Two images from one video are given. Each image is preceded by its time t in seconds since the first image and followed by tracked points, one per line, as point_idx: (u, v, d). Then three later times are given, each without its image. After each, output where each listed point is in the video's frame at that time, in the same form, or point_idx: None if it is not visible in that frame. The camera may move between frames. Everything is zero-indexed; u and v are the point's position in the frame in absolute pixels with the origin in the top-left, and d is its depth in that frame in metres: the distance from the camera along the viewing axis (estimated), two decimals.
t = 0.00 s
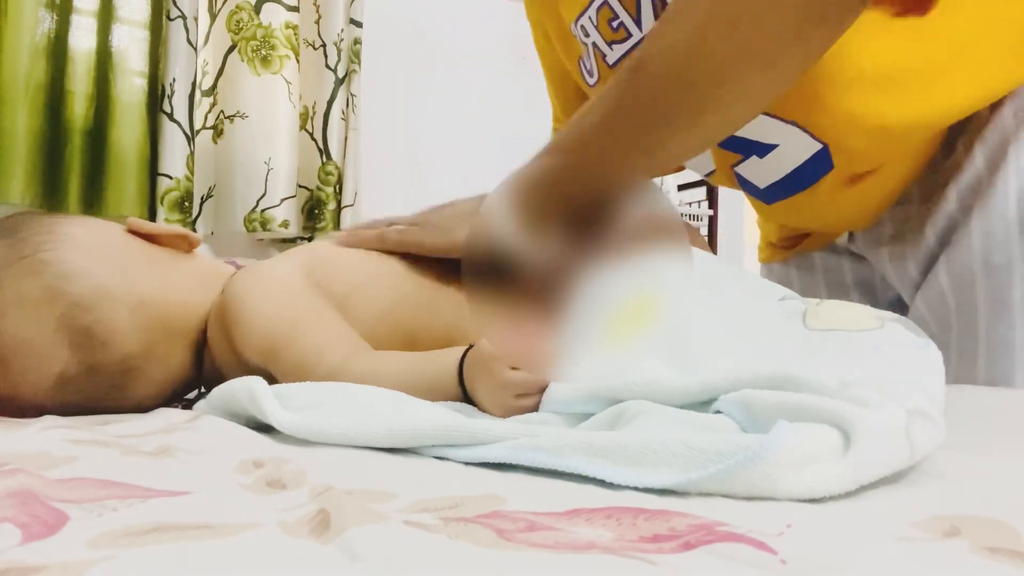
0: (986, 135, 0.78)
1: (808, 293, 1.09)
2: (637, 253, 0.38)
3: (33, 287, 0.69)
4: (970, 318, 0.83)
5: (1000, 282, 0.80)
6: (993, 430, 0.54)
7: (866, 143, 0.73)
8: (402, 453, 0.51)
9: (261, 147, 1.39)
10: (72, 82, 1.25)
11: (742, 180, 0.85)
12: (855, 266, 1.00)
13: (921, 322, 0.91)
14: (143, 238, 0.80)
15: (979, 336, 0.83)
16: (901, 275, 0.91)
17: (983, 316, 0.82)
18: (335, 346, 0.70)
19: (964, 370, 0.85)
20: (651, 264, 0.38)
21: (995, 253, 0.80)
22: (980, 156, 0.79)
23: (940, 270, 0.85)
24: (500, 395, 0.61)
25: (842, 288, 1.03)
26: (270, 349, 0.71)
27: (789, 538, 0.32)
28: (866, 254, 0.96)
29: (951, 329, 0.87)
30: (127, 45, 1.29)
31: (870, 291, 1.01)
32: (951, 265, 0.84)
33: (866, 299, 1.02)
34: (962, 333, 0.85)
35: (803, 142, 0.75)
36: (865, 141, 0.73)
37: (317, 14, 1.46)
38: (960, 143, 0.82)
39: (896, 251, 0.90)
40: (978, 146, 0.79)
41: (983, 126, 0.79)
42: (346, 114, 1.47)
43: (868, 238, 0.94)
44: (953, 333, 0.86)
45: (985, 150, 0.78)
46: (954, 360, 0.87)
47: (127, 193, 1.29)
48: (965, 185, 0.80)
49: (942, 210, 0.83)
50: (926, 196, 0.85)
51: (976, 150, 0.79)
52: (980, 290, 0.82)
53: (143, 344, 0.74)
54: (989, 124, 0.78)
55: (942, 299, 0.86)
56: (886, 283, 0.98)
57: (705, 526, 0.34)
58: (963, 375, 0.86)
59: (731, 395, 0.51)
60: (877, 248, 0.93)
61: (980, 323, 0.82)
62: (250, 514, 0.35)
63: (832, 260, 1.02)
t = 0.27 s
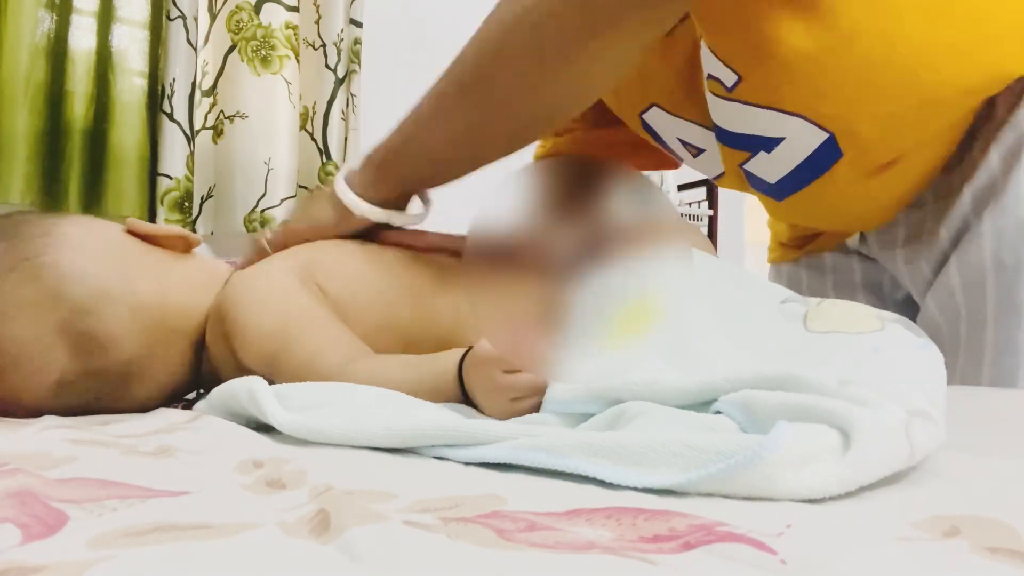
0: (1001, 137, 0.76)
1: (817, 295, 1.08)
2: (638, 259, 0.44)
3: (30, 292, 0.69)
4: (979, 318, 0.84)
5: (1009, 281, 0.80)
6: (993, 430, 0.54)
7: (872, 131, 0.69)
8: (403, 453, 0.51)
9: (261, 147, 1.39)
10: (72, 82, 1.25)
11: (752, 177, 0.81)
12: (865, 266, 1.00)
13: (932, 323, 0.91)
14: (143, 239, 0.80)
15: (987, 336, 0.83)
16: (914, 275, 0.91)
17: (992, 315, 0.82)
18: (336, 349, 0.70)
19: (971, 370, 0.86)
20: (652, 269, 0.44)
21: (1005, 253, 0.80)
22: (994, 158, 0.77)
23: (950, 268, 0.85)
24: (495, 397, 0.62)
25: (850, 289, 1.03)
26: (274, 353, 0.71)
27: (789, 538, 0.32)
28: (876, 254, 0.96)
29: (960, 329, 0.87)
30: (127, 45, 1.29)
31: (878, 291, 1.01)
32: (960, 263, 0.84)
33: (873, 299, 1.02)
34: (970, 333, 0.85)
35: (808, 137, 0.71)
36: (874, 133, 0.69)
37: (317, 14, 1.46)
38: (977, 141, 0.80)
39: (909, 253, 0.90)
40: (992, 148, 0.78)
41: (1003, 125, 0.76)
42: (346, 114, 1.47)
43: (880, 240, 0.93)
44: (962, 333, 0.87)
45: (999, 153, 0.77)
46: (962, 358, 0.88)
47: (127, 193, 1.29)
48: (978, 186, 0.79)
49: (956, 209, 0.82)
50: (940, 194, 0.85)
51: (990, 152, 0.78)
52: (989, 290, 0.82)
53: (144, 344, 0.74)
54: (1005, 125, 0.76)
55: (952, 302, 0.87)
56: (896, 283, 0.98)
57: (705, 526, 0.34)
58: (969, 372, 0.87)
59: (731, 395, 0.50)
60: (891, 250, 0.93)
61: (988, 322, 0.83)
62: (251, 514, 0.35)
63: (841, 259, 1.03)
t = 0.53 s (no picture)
0: (989, 136, 0.76)
1: (815, 294, 1.08)
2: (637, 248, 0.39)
3: (35, 284, 0.69)
4: (973, 319, 0.84)
5: (1001, 278, 0.80)
6: (990, 429, 0.55)
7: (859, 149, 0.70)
8: (404, 453, 0.51)
9: (260, 147, 1.39)
10: (72, 82, 1.25)
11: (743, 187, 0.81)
12: (862, 267, 1.01)
13: (928, 323, 0.91)
14: (141, 237, 0.80)
15: (981, 333, 0.84)
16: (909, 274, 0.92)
17: (985, 314, 0.82)
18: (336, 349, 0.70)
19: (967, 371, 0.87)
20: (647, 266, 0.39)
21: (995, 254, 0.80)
22: (982, 155, 0.77)
23: (943, 268, 0.85)
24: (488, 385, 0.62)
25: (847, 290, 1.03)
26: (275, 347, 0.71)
27: (789, 538, 0.32)
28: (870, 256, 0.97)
29: (955, 329, 0.87)
30: (127, 45, 1.29)
31: (876, 291, 1.01)
32: (954, 263, 0.84)
33: (872, 300, 1.02)
34: (965, 333, 0.86)
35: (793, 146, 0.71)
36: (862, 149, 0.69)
37: (317, 14, 1.46)
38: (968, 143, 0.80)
39: (902, 253, 0.90)
40: (981, 145, 0.77)
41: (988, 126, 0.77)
42: (346, 114, 1.47)
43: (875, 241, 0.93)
44: (957, 332, 0.87)
45: (988, 152, 0.77)
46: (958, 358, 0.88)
47: (127, 193, 1.29)
48: (970, 185, 0.79)
49: (948, 210, 0.82)
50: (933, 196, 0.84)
51: (979, 150, 0.78)
52: (981, 288, 0.82)
53: (147, 342, 0.74)
54: (992, 126, 0.76)
55: (946, 300, 0.87)
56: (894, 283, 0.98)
57: (705, 526, 0.34)
58: (966, 373, 0.87)
59: (727, 396, 0.51)
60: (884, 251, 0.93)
61: (982, 320, 0.83)
62: (251, 514, 0.35)
63: (838, 260, 1.03)
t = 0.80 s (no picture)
0: (987, 139, 0.77)
1: (815, 295, 1.07)
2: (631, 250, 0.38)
3: (40, 289, 0.68)
4: (971, 320, 0.84)
5: (999, 279, 0.80)
6: (990, 430, 0.55)
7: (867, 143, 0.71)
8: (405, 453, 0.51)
9: (261, 147, 1.39)
10: (72, 82, 1.25)
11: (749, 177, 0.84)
12: (862, 267, 1.01)
13: (926, 324, 0.91)
14: (146, 238, 0.80)
15: (980, 334, 0.84)
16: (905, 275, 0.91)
17: (983, 314, 0.83)
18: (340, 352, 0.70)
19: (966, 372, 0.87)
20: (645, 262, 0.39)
21: (993, 255, 0.80)
22: (982, 159, 0.78)
23: (941, 271, 0.85)
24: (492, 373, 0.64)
25: (846, 291, 1.03)
26: (283, 356, 0.71)
27: (789, 538, 0.33)
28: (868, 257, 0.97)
29: (953, 331, 0.87)
30: (127, 45, 1.29)
31: (875, 292, 1.01)
32: (951, 265, 0.84)
33: (871, 300, 1.02)
34: (964, 334, 0.86)
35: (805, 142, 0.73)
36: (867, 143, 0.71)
37: (317, 14, 1.46)
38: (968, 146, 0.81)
39: (900, 254, 0.90)
40: (981, 150, 0.78)
41: (988, 128, 0.78)
42: (345, 114, 1.47)
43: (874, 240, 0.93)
44: (954, 333, 0.87)
45: (986, 155, 0.78)
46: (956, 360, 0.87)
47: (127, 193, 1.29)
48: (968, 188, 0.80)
49: (947, 211, 0.82)
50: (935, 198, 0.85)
51: (978, 154, 0.78)
52: (979, 289, 0.82)
53: (149, 346, 0.74)
54: (991, 127, 0.77)
55: (943, 302, 0.87)
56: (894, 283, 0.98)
57: (705, 526, 0.34)
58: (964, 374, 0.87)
59: (727, 396, 0.51)
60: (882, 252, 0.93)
61: (981, 321, 0.83)
62: (251, 514, 0.35)
63: (837, 260, 1.03)
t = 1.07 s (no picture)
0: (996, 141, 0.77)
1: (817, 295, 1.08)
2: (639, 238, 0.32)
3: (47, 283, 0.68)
4: (975, 320, 0.84)
5: (1005, 279, 0.81)
6: (990, 430, 0.55)
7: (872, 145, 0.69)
8: (406, 452, 0.51)
9: (261, 147, 1.39)
10: (72, 82, 1.25)
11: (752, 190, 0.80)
12: (865, 267, 1.00)
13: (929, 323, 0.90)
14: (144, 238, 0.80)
15: (983, 333, 0.84)
16: (910, 274, 0.91)
17: (987, 313, 0.83)
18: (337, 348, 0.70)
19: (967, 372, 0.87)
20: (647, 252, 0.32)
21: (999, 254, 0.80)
22: (989, 161, 0.78)
23: (945, 271, 0.85)
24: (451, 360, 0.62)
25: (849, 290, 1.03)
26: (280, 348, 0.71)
27: (789, 537, 0.32)
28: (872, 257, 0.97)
29: (956, 331, 0.87)
30: (127, 45, 1.29)
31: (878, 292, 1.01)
32: (956, 265, 0.84)
33: (874, 299, 1.01)
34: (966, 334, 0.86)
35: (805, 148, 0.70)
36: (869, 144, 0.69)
37: (317, 14, 1.46)
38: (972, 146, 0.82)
39: (903, 254, 0.90)
40: (987, 151, 0.78)
41: (996, 128, 0.77)
42: (346, 114, 1.47)
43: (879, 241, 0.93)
44: (957, 333, 0.87)
45: (994, 156, 0.77)
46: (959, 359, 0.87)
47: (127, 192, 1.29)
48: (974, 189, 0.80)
49: (953, 211, 0.82)
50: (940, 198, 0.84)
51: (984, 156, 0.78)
52: (983, 290, 0.83)
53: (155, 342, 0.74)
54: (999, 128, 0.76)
55: (945, 302, 0.87)
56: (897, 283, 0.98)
57: (705, 526, 0.34)
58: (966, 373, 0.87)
59: (726, 396, 0.51)
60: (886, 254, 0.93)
61: (985, 321, 0.83)
62: (251, 514, 0.35)
63: (841, 260, 1.03)
